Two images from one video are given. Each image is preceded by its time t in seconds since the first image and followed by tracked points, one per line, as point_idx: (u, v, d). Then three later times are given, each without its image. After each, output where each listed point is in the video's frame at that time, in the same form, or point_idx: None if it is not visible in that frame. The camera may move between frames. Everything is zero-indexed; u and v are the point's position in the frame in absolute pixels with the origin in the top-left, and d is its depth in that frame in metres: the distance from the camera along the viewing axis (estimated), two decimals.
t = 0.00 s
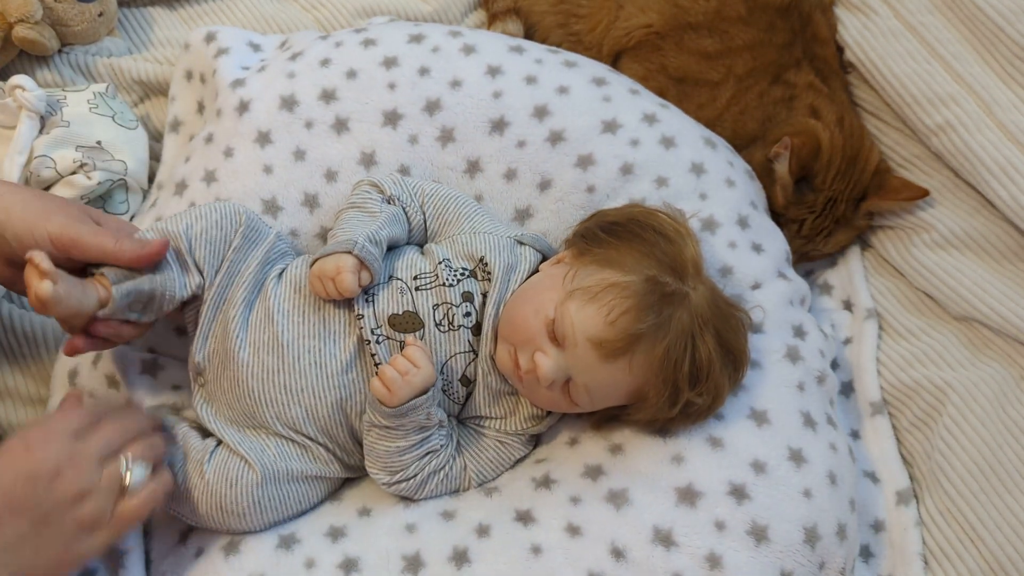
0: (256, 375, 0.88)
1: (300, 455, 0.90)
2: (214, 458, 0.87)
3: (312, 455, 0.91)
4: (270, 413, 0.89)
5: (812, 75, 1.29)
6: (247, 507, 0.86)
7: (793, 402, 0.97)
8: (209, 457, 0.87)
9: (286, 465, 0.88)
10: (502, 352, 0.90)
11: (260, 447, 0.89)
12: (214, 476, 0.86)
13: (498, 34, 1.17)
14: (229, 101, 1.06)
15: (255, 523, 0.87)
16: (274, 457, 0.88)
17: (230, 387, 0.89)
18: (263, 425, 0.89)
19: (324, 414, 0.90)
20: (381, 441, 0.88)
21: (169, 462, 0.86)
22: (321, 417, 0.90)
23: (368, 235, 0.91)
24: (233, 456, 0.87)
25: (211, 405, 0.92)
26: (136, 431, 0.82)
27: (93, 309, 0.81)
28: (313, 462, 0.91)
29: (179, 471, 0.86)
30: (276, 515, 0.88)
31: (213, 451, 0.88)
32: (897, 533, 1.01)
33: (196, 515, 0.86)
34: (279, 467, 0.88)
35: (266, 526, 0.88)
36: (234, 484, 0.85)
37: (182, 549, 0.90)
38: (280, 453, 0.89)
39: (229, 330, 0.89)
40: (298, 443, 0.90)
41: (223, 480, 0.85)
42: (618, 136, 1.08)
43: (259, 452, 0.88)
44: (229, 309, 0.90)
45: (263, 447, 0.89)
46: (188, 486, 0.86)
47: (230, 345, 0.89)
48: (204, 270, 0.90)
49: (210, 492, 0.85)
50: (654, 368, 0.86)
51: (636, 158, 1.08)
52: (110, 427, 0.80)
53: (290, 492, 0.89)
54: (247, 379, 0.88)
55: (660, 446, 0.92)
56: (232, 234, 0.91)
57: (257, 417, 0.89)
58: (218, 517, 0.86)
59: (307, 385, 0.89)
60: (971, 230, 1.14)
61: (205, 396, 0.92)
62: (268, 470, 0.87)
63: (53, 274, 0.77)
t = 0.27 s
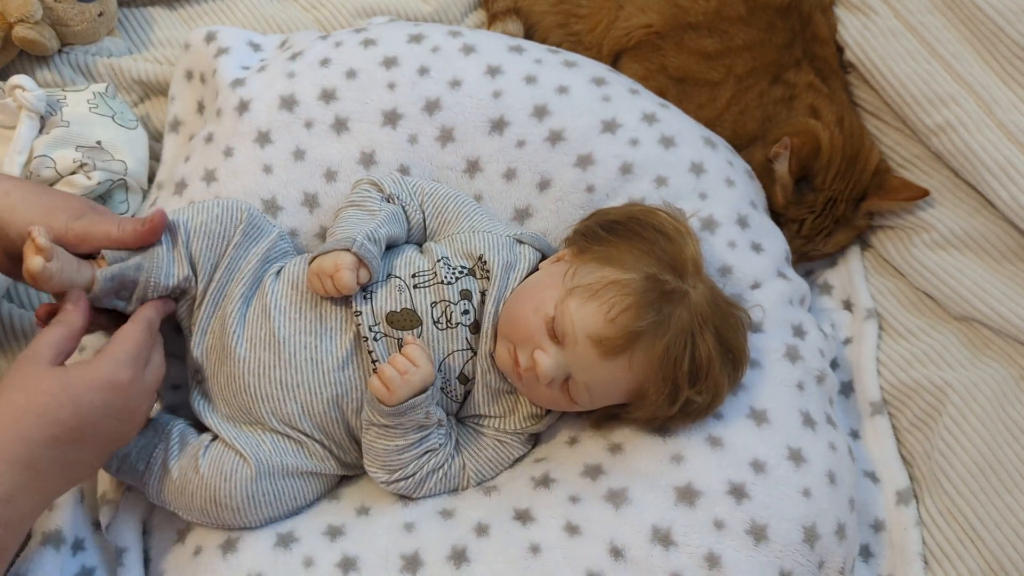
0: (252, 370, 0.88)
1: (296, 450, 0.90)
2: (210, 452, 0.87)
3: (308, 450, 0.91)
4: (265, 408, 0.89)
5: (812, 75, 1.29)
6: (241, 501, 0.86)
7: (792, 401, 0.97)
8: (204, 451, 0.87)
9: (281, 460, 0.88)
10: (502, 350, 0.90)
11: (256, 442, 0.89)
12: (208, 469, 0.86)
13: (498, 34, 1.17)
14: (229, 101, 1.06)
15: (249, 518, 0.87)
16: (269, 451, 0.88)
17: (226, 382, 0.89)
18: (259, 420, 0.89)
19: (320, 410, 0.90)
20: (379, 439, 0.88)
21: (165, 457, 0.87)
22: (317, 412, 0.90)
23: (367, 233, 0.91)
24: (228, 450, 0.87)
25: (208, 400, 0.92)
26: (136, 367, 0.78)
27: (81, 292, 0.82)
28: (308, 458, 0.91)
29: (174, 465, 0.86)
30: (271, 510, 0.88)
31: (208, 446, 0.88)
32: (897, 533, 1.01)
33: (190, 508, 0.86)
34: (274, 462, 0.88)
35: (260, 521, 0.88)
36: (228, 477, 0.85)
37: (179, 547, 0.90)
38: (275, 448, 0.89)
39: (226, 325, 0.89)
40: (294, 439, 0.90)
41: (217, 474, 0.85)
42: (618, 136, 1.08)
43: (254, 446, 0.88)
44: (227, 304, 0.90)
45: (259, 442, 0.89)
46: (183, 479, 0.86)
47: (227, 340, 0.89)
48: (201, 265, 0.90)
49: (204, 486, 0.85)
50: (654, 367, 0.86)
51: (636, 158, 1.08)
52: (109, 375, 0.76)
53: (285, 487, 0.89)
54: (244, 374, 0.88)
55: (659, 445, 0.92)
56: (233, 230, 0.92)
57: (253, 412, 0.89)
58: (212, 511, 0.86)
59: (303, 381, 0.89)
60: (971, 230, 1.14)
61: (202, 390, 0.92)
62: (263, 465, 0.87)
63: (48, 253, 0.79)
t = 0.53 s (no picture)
0: (254, 372, 0.88)
1: (298, 453, 0.90)
2: (213, 455, 0.87)
3: (310, 453, 0.91)
4: (267, 410, 0.89)
5: (812, 75, 1.29)
6: (244, 505, 0.86)
7: (793, 401, 0.97)
8: (207, 454, 0.87)
9: (283, 464, 0.88)
10: (503, 351, 0.90)
11: (258, 445, 0.89)
12: (211, 473, 0.86)
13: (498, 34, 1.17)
14: (228, 101, 1.06)
15: (252, 521, 0.87)
16: (271, 455, 0.88)
17: (229, 385, 0.89)
18: (261, 423, 0.89)
19: (322, 412, 0.90)
20: (380, 439, 0.88)
21: (167, 459, 0.86)
22: (319, 415, 0.90)
23: (368, 234, 0.91)
24: (232, 454, 0.87)
25: (210, 403, 0.92)
26: (142, 400, 0.74)
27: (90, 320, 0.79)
28: (311, 461, 0.91)
29: (176, 467, 0.86)
30: (274, 514, 0.88)
31: (211, 449, 0.88)
32: (897, 533, 1.01)
33: (193, 512, 0.86)
34: (277, 465, 0.88)
35: (263, 524, 0.88)
36: (231, 481, 0.85)
37: (180, 547, 0.89)
38: (278, 451, 0.89)
39: (228, 328, 0.90)
40: (296, 442, 0.90)
41: (220, 477, 0.85)
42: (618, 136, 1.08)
43: (257, 449, 0.88)
44: (228, 308, 0.91)
45: (261, 445, 0.89)
46: (186, 483, 0.86)
47: (229, 342, 0.89)
48: (198, 269, 0.90)
49: (207, 489, 0.85)
50: (655, 368, 0.86)
51: (636, 158, 1.08)
52: (114, 404, 0.72)
53: (288, 490, 0.89)
54: (246, 377, 0.88)
55: (659, 445, 0.92)
56: (223, 234, 0.92)
57: (255, 415, 0.89)
58: (215, 514, 0.86)
59: (305, 383, 0.89)
60: (971, 230, 1.14)
61: (204, 394, 0.92)
62: (265, 468, 0.87)
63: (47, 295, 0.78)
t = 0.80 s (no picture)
0: (253, 372, 0.88)
1: (296, 453, 0.90)
2: (210, 455, 0.87)
3: (308, 453, 0.91)
4: (265, 411, 0.89)
5: (812, 75, 1.29)
6: (242, 505, 0.86)
7: (792, 401, 0.97)
8: (204, 454, 0.87)
9: (281, 464, 0.89)
10: (502, 351, 0.90)
11: (256, 445, 0.89)
12: (209, 472, 0.86)
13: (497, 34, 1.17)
14: (228, 101, 1.06)
15: (250, 521, 0.87)
16: (270, 455, 0.88)
17: (227, 385, 0.89)
18: (259, 423, 0.89)
19: (320, 413, 0.90)
20: (379, 440, 0.88)
21: (165, 459, 0.86)
22: (317, 415, 0.90)
23: (367, 234, 0.91)
24: (229, 454, 0.87)
25: (208, 403, 0.91)
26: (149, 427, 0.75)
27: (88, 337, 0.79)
28: (309, 461, 0.91)
29: (174, 468, 0.86)
30: (272, 513, 0.88)
31: (209, 449, 0.88)
32: (897, 533, 1.01)
33: (191, 511, 0.86)
34: (275, 466, 0.88)
35: (261, 524, 0.88)
36: (229, 481, 0.85)
37: (181, 547, 0.89)
38: (276, 451, 0.89)
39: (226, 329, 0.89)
40: (294, 441, 0.90)
41: (218, 477, 0.85)
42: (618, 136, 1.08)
43: (255, 449, 0.88)
44: (225, 309, 0.90)
45: (259, 445, 0.89)
46: (183, 482, 0.86)
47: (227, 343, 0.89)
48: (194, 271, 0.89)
49: (204, 490, 0.85)
50: (655, 368, 0.86)
51: (635, 158, 1.08)
52: (123, 437, 0.73)
53: (286, 490, 0.89)
54: (244, 377, 0.88)
55: (659, 445, 0.92)
56: (217, 236, 0.91)
57: (254, 415, 0.89)
58: (213, 514, 0.86)
59: (304, 384, 0.89)
60: (971, 230, 1.14)
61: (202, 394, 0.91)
62: (263, 468, 0.87)
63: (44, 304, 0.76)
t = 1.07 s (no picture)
0: (252, 372, 0.88)
1: (296, 453, 0.90)
2: (210, 455, 0.87)
3: (308, 453, 0.91)
4: (265, 411, 0.89)
5: (812, 75, 1.29)
6: (241, 504, 0.86)
7: (793, 401, 0.97)
8: (204, 454, 0.87)
9: (281, 464, 0.89)
10: (503, 351, 0.90)
11: (256, 445, 0.89)
12: (208, 473, 0.86)
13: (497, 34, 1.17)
14: (228, 101, 1.06)
15: (250, 521, 0.87)
16: (269, 455, 0.88)
17: (227, 386, 0.89)
18: (259, 423, 0.89)
19: (319, 413, 0.90)
20: (379, 440, 0.88)
21: (165, 460, 0.86)
22: (317, 415, 0.90)
23: (366, 234, 0.91)
24: (229, 454, 0.87)
25: (208, 404, 0.92)
26: (154, 429, 0.77)
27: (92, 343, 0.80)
28: (309, 461, 0.91)
29: (173, 468, 0.86)
30: (272, 514, 0.89)
31: (208, 449, 0.88)
32: (897, 533, 1.01)
33: (191, 512, 0.87)
34: (274, 466, 0.88)
35: (261, 524, 0.89)
36: (229, 481, 0.86)
37: (182, 547, 0.89)
38: (276, 452, 0.89)
39: (225, 329, 0.89)
40: (294, 441, 0.90)
41: (217, 478, 0.85)
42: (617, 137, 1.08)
43: (254, 449, 0.88)
44: (224, 310, 0.90)
45: (259, 445, 0.89)
46: (183, 482, 0.86)
47: (227, 344, 0.89)
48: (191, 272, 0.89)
49: (204, 490, 0.85)
50: (655, 368, 0.86)
51: (635, 158, 1.08)
52: (127, 438, 0.74)
53: (286, 490, 0.89)
54: (243, 377, 0.88)
55: (659, 445, 0.92)
56: (213, 237, 0.91)
57: (253, 415, 0.89)
58: (213, 514, 0.86)
59: (303, 384, 0.89)
60: (971, 230, 1.14)
61: (202, 396, 0.92)
62: (263, 468, 0.87)
63: (45, 313, 0.76)
